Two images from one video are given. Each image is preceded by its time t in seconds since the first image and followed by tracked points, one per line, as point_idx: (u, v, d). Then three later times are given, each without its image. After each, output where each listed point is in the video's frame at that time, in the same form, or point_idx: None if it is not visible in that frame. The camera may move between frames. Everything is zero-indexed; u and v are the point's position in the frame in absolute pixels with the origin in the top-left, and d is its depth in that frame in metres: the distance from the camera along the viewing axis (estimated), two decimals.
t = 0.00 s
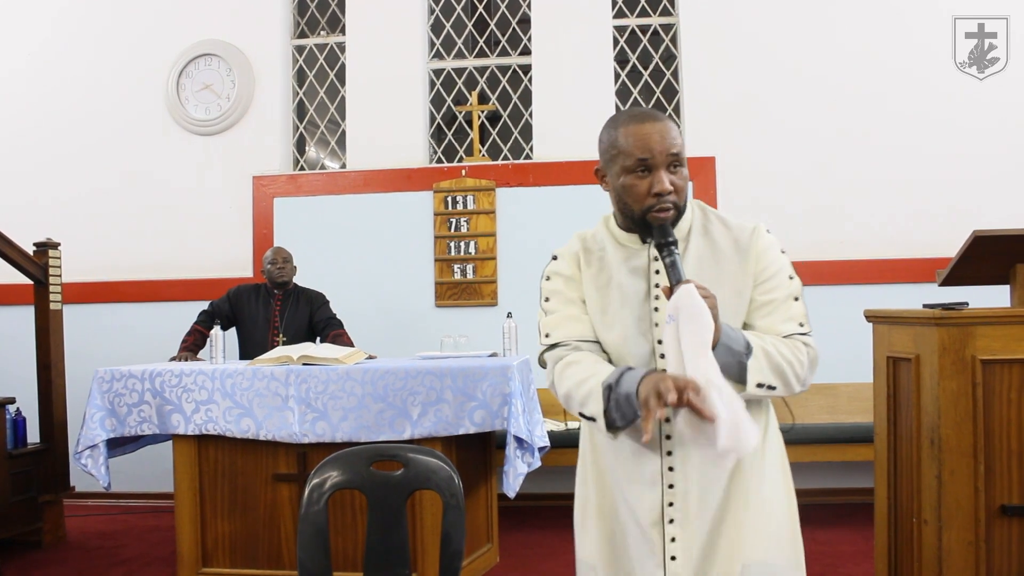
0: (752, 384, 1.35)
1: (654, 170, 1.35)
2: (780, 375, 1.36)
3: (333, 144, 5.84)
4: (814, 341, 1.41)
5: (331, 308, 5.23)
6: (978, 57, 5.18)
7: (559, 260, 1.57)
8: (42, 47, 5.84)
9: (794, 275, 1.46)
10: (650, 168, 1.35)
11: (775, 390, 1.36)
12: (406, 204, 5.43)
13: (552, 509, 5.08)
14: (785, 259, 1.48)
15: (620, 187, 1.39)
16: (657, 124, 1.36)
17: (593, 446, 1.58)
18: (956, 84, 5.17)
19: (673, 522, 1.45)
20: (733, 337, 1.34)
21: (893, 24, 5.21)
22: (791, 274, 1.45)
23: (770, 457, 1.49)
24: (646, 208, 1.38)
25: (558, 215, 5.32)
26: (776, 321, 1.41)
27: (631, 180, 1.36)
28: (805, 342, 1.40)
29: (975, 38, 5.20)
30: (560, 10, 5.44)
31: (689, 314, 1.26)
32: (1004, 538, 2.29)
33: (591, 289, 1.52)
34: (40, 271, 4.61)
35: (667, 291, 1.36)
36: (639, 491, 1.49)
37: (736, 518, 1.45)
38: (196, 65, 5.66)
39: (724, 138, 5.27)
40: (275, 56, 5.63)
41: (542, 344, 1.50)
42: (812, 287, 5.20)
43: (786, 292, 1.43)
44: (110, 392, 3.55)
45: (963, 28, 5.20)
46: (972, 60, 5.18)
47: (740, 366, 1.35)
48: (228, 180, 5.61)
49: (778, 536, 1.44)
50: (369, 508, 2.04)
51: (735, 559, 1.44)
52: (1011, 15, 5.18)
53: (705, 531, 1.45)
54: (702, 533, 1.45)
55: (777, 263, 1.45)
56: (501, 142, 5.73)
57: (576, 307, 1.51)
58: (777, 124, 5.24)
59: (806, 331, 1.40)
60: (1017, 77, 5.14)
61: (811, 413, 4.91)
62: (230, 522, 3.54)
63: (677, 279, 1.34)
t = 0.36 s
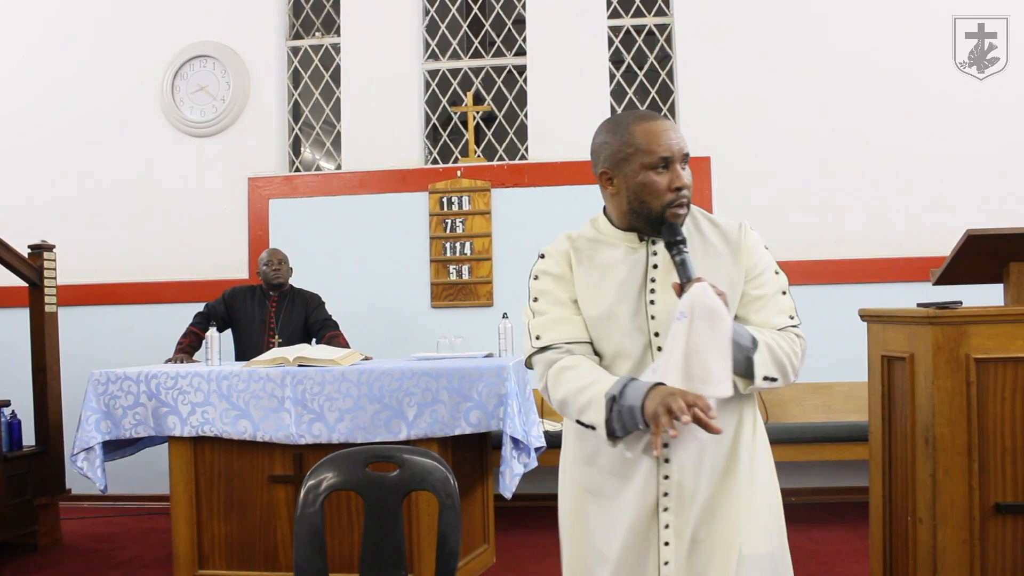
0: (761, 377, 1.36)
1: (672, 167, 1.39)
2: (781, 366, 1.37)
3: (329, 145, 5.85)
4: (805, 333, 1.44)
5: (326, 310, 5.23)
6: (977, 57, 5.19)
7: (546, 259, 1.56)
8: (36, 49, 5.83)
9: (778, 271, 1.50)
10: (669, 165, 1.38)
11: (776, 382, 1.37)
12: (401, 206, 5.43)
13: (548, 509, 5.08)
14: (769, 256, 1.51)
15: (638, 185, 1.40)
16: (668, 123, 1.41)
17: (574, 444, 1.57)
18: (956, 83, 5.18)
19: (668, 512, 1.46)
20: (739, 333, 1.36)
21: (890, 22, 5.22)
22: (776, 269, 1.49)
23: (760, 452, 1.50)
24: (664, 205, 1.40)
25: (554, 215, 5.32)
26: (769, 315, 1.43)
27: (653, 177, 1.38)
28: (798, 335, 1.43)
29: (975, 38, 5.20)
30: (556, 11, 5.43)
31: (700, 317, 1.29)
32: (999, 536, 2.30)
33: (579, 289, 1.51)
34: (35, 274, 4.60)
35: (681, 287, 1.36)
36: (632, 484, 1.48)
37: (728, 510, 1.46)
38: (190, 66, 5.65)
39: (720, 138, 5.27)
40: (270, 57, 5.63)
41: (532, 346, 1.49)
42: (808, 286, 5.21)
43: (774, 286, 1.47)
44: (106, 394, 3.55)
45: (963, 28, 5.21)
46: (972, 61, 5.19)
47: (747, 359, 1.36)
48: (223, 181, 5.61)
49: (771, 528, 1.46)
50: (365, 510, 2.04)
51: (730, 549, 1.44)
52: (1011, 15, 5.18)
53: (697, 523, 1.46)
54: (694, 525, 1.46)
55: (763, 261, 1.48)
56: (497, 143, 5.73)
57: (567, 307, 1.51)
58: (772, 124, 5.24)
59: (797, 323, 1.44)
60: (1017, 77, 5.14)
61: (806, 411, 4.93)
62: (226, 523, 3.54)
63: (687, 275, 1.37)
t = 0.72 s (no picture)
0: (787, 369, 1.33)
1: (677, 161, 1.39)
2: (802, 358, 1.36)
3: (321, 146, 5.83)
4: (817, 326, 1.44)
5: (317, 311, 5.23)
6: (978, 57, 5.22)
7: (549, 263, 1.55)
8: (28, 48, 5.82)
9: (785, 264, 1.50)
10: (673, 159, 1.38)
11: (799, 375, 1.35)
12: (393, 207, 5.43)
13: (538, 511, 5.09)
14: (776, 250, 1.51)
15: (644, 182, 1.39)
16: (671, 120, 1.41)
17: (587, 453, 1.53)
18: (956, 83, 5.20)
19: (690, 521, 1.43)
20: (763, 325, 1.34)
21: (883, 25, 5.24)
22: (783, 263, 1.49)
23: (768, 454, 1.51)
24: (671, 200, 1.39)
25: (545, 217, 5.33)
26: (781, 309, 1.44)
27: (658, 171, 1.38)
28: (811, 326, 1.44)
29: (975, 38, 5.23)
30: (549, 13, 5.45)
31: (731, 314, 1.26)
32: (984, 538, 2.31)
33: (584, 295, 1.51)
34: (24, 274, 4.58)
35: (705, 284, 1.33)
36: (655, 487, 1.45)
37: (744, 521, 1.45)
38: (182, 67, 5.64)
39: (711, 140, 5.28)
40: (262, 57, 5.62)
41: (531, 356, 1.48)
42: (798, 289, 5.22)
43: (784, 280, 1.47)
44: (95, 395, 3.54)
45: (963, 27, 5.24)
46: (972, 61, 5.22)
47: (774, 351, 1.33)
48: (214, 181, 5.60)
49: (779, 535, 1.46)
50: (354, 512, 2.05)
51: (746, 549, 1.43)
52: (1011, 15, 5.21)
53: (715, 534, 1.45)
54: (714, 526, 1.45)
55: (770, 255, 1.48)
56: (489, 145, 5.74)
57: (572, 314, 1.50)
58: (764, 127, 5.26)
59: (809, 314, 1.44)
60: (1016, 77, 5.18)
61: (796, 413, 4.95)
62: (215, 524, 3.53)
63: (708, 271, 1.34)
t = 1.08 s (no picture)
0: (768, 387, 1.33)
1: (637, 175, 1.41)
2: (782, 378, 1.36)
3: (309, 149, 5.84)
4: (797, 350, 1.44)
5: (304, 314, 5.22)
6: (978, 57, 5.25)
7: (535, 280, 1.56)
8: (15, 48, 5.79)
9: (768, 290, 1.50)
10: (634, 174, 1.41)
11: (779, 396, 1.35)
12: (381, 211, 5.43)
13: (524, 516, 5.09)
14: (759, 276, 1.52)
15: (606, 199, 1.43)
16: (637, 139, 1.44)
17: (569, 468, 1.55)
18: (956, 82, 5.23)
19: (669, 537, 1.45)
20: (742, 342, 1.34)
21: (872, 34, 5.27)
22: (766, 288, 1.49)
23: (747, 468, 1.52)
24: (633, 213, 1.40)
25: (534, 222, 5.34)
26: (759, 331, 1.44)
27: (616, 186, 1.41)
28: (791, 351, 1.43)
29: (975, 38, 5.27)
30: (538, 18, 5.46)
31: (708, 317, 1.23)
32: (966, 545, 2.32)
33: (567, 314, 1.52)
34: (9, 274, 4.56)
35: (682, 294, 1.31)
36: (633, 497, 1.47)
37: (728, 538, 1.44)
38: (171, 68, 5.63)
39: (699, 148, 5.31)
40: (251, 59, 5.61)
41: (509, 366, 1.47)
42: (785, 296, 5.25)
43: (763, 303, 1.47)
44: (80, 396, 3.52)
45: (964, 27, 5.27)
46: (972, 60, 5.25)
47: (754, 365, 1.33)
48: (201, 183, 5.59)
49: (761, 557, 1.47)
50: (340, 514, 2.05)
51: (727, 556, 1.43)
52: (1012, 15, 5.25)
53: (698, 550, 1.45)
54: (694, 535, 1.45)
55: (752, 280, 1.49)
56: (477, 150, 5.76)
57: (552, 330, 1.50)
58: (751, 135, 5.29)
59: (787, 339, 1.44)
60: (1016, 78, 5.21)
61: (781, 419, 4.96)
62: (199, 527, 3.52)
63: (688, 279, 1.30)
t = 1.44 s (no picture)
0: (760, 400, 1.34)
1: (623, 185, 1.42)
2: (778, 391, 1.36)
3: (300, 149, 5.86)
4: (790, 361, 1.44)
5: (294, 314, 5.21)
6: (978, 57, 5.27)
7: (530, 296, 1.56)
8: (3, 45, 5.76)
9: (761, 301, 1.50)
10: (619, 184, 1.42)
11: (775, 409, 1.35)
12: (372, 211, 5.43)
13: (513, 516, 5.09)
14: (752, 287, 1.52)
15: (593, 209, 1.43)
16: (622, 150, 1.46)
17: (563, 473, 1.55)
18: (957, 83, 5.26)
19: (664, 544, 1.46)
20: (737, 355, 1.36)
21: (863, 37, 5.30)
22: (759, 299, 1.49)
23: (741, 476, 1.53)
24: (619, 223, 1.41)
25: (525, 223, 5.35)
26: (751, 344, 1.44)
27: (602, 196, 1.41)
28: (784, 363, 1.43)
29: (975, 38, 5.29)
30: (529, 20, 5.47)
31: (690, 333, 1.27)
32: (954, 545, 2.34)
33: (560, 330, 1.52)
34: None
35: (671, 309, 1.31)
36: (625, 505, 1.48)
37: (723, 547, 1.44)
38: (161, 67, 5.61)
39: (690, 150, 5.32)
40: (242, 59, 5.61)
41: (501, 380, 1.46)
42: (774, 298, 5.27)
43: (755, 314, 1.47)
44: (69, 396, 3.51)
45: (964, 27, 5.29)
46: (972, 60, 5.28)
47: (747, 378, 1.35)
48: (192, 183, 5.57)
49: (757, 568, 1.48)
50: (330, 514, 2.05)
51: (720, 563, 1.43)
52: (1011, 15, 5.27)
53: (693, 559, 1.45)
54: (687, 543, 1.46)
55: (744, 292, 1.49)
56: (468, 150, 5.76)
57: (544, 346, 1.50)
58: (741, 137, 5.30)
59: (780, 351, 1.43)
60: (1016, 77, 5.24)
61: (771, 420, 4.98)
62: (188, 527, 3.51)
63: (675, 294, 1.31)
